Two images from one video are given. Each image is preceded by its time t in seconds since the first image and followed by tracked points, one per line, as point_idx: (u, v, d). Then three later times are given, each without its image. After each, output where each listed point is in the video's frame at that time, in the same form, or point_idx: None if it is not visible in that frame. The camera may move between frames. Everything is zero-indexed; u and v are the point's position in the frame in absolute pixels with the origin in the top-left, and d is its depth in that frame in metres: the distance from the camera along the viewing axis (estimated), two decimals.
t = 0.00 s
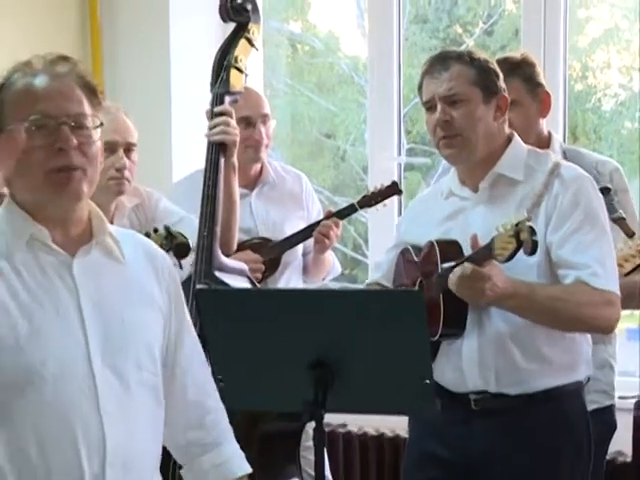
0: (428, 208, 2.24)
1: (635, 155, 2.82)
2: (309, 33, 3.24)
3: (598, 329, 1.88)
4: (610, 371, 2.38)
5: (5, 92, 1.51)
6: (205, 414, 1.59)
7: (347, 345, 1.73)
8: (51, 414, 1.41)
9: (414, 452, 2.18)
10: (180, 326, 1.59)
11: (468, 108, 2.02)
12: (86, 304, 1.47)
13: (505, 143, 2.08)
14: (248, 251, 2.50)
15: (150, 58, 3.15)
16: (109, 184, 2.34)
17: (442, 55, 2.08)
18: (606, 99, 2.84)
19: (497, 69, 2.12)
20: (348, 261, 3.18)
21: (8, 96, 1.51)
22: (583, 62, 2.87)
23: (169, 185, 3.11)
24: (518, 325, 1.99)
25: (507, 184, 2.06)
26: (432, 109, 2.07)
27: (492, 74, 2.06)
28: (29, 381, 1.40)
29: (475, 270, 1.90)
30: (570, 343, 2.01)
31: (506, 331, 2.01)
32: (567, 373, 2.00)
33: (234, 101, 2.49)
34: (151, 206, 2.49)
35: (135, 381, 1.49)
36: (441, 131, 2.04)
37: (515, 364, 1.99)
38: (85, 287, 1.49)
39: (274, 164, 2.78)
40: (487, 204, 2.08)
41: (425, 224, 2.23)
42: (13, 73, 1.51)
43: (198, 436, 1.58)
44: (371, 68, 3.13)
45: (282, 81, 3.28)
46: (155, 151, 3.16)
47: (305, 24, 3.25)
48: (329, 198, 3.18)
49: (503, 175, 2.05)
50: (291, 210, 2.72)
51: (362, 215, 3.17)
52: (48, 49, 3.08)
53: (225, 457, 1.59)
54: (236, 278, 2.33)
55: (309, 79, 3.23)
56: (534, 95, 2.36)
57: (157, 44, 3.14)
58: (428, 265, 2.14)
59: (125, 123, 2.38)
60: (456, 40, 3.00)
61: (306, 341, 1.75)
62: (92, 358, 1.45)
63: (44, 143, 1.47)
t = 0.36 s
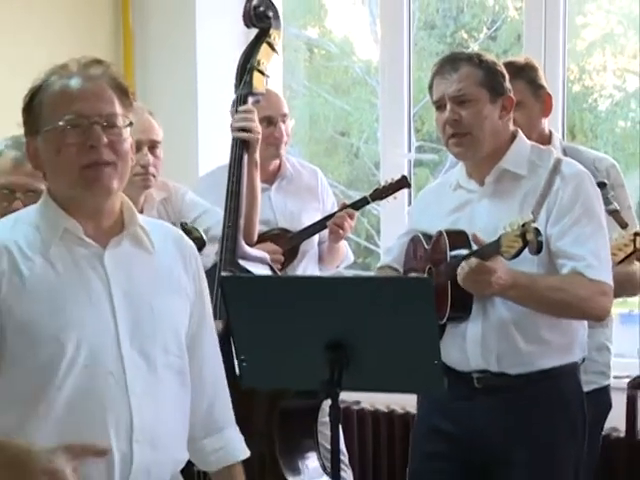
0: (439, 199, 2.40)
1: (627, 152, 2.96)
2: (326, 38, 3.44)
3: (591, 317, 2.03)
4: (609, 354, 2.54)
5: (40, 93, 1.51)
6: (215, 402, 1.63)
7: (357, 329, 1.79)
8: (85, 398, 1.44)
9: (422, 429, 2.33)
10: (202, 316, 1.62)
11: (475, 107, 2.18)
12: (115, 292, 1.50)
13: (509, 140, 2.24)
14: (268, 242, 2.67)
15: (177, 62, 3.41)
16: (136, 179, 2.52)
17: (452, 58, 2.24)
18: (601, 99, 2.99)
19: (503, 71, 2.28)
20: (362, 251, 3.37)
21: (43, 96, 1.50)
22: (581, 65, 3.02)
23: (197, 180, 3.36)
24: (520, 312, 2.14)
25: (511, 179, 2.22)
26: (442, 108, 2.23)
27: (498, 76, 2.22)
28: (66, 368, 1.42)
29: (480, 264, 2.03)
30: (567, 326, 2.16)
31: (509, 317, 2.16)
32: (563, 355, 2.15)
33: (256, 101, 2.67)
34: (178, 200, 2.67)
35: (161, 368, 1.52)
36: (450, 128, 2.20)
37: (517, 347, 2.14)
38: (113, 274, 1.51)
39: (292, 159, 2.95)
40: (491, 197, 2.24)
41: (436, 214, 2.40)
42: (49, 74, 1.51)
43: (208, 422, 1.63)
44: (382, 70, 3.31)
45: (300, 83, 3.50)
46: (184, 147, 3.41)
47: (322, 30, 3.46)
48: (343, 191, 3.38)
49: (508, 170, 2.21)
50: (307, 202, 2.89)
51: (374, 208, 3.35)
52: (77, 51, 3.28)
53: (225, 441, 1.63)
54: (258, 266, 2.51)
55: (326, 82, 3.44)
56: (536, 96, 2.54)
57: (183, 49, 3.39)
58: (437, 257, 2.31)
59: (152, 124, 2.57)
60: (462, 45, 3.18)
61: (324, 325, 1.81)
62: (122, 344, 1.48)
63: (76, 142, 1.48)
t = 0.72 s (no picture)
0: (447, 192, 2.52)
1: (620, 150, 3.14)
2: (338, 43, 3.63)
3: (588, 306, 2.14)
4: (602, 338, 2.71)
5: (74, 93, 1.65)
6: (227, 385, 1.79)
7: (366, 313, 1.95)
8: (117, 381, 1.58)
9: (431, 408, 2.45)
10: (219, 302, 1.78)
11: (485, 106, 2.30)
12: (142, 282, 1.65)
13: (515, 137, 2.36)
14: (283, 232, 2.86)
15: (202, 65, 3.59)
16: (163, 174, 2.71)
17: (463, 59, 2.36)
18: (595, 100, 3.17)
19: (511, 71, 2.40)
20: (371, 241, 3.55)
21: (78, 96, 1.65)
22: (576, 68, 3.20)
23: (218, 173, 3.56)
24: (523, 299, 2.25)
25: (516, 174, 2.33)
26: (453, 106, 2.35)
27: (507, 76, 2.34)
28: (97, 355, 1.56)
29: (488, 258, 2.13)
30: (566, 312, 2.27)
31: (512, 304, 2.26)
32: (562, 341, 2.26)
33: (273, 102, 2.86)
34: (201, 192, 2.86)
35: (184, 352, 1.67)
36: (461, 125, 2.32)
37: (518, 333, 2.25)
38: (141, 265, 1.66)
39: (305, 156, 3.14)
40: (497, 191, 2.36)
41: (445, 207, 2.52)
42: (84, 76, 1.65)
43: (222, 403, 1.78)
44: (391, 72, 3.50)
45: (314, 84, 3.68)
46: (206, 143, 3.61)
47: (334, 34, 3.64)
48: (352, 185, 3.57)
49: (513, 166, 2.33)
50: (319, 196, 3.08)
51: (383, 201, 3.54)
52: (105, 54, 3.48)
53: (238, 423, 1.78)
54: (274, 254, 2.70)
55: (338, 83, 3.63)
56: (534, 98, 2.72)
57: (206, 53, 3.58)
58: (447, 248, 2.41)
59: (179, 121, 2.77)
60: (465, 49, 3.36)
61: (337, 310, 1.97)
62: (148, 330, 1.63)
63: (109, 142, 1.62)
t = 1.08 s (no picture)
0: (453, 183, 2.59)
1: (610, 146, 3.35)
2: (349, 46, 3.84)
3: (584, 293, 2.26)
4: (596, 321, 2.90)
5: (100, 94, 1.74)
6: (242, 361, 1.86)
7: (375, 298, 2.09)
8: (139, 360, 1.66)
9: (435, 387, 2.50)
10: (233, 286, 1.85)
11: (490, 105, 2.38)
12: (164, 268, 1.73)
13: (518, 134, 2.45)
14: (297, 223, 3.06)
15: (221, 65, 3.83)
16: (187, 169, 2.90)
17: (470, 59, 2.44)
18: (589, 100, 3.36)
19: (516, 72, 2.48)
20: (380, 232, 3.76)
21: (106, 96, 1.73)
22: (572, 70, 3.39)
23: (237, 169, 3.78)
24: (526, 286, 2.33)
25: (519, 168, 2.42)
26: (459, 104, 2.44)
27: (512, 76, 2.42)
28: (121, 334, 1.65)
29: (497, 249, 2.22)
30: (565, 298, 2.36)
31: (515, 290, 2.35)
32: (564, 324, 2.36)
33: (289, 101, 3.07)
34: (222, 186, 3.07)
35: (202, 331, 1.75)
36: (466, 122, 2.41)
37: (520, 316, 2.34)
38: (161, 251, 1.74)
39: (319, 151, 3.35)
40: (502, 184, 2.44)
41: (451, 198, 2.59)
42: (111, 77, 1.74)
43: (238, 378, 1.85)
44: (399, 74, 3.70)
45: (326, 84, 3.89)
46: (226, 141, 3.83)
47: (346, 39, 3.85)
48: (363, 180, 3.77)
49: (517, 161, 2.41)
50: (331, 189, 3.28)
51: (391, 194, 3.74)
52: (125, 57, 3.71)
53: (254, 395, 1.86)
54: (289, 243, 2.90)
55: (349, 84, 3.84)
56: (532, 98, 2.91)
57: (226, 56, 3.81)
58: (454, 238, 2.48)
59: (201, 121, 2.97)
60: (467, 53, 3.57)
61: (347, 295, 2.12)
62: (169, 309, 1.71)
63: (137, 139, 1.71)
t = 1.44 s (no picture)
0: (454, 179, 2.80)
1: (599, 145, 3.55)
2: (356, 52, 4.06)
3: (576, 282, 2.44)
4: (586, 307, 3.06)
5: (115, 98, 1.75)
6: (244, 352, 1.92)
7: (381, 285, 2.27)
8: (157, 347, 1.69)
9: (436, 371, 2.69)
10: (241, 279, 1.90)
11: (488, 108, 2.58)
12: (182, 260, 1.76)
13: (515, 135, 2.64)
14: (307, 217, 3.27)
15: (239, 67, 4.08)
16: (204, 167, 3.09)
17: (471, 64, 2.63)
18: (579, 102, 3.57)
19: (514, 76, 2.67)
20: (384, 226, 3.98)
21: (121, 99, 1.75)
22: (563, 75, 3.60)
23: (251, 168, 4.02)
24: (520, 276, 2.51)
25: (515, 166, 2.62)
26: (460, 106, 2.63)
27: (510, 81, 2.61)
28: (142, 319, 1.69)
29: (493, 240, 2.40)
30: (557, 287, 2.54)
31: (511, 280, 2.53)
32: (557, 311, 2.54)
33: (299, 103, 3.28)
34: (237, 182, 3.27)
35: (217, 318, 1.78)
36: (465, 123, 2.60)
37: (516, 305, 2.52)
38: (177, 241, 1.77)
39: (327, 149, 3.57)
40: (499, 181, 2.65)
41: (451, 192, 2.79)
42: (125, 82, 1.75)
43: (241, 367, 1.92)
44: (403, 78, 3.91)
45: (334, 87, 4.14)
46: (241, 141, 4.07)
47: (352, 45, 4.08)
48: (369, 178, 4.01)
49: (514, 159, 2.61)
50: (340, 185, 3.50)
51: (395, 190, 3.95)
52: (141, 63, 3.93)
53: (254, 382, 1.92)
54: (299, 235, 3.10)
55: (357, 87, 4.08)
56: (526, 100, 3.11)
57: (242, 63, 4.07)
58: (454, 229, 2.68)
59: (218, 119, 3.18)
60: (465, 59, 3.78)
61: (355, 282, 2.29)
62: (186, 299, 1.74)
63: (149, 141, 1.70)
